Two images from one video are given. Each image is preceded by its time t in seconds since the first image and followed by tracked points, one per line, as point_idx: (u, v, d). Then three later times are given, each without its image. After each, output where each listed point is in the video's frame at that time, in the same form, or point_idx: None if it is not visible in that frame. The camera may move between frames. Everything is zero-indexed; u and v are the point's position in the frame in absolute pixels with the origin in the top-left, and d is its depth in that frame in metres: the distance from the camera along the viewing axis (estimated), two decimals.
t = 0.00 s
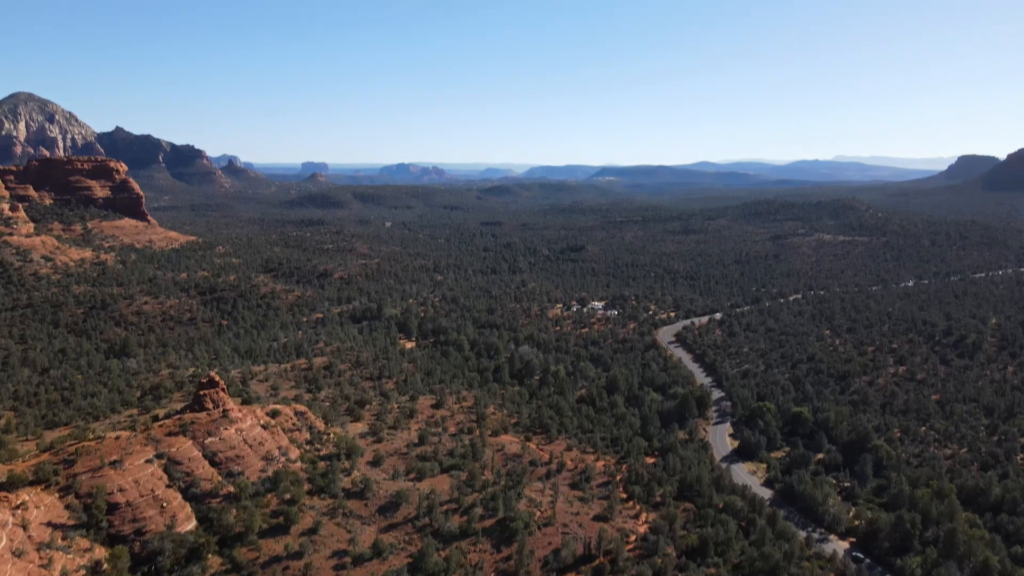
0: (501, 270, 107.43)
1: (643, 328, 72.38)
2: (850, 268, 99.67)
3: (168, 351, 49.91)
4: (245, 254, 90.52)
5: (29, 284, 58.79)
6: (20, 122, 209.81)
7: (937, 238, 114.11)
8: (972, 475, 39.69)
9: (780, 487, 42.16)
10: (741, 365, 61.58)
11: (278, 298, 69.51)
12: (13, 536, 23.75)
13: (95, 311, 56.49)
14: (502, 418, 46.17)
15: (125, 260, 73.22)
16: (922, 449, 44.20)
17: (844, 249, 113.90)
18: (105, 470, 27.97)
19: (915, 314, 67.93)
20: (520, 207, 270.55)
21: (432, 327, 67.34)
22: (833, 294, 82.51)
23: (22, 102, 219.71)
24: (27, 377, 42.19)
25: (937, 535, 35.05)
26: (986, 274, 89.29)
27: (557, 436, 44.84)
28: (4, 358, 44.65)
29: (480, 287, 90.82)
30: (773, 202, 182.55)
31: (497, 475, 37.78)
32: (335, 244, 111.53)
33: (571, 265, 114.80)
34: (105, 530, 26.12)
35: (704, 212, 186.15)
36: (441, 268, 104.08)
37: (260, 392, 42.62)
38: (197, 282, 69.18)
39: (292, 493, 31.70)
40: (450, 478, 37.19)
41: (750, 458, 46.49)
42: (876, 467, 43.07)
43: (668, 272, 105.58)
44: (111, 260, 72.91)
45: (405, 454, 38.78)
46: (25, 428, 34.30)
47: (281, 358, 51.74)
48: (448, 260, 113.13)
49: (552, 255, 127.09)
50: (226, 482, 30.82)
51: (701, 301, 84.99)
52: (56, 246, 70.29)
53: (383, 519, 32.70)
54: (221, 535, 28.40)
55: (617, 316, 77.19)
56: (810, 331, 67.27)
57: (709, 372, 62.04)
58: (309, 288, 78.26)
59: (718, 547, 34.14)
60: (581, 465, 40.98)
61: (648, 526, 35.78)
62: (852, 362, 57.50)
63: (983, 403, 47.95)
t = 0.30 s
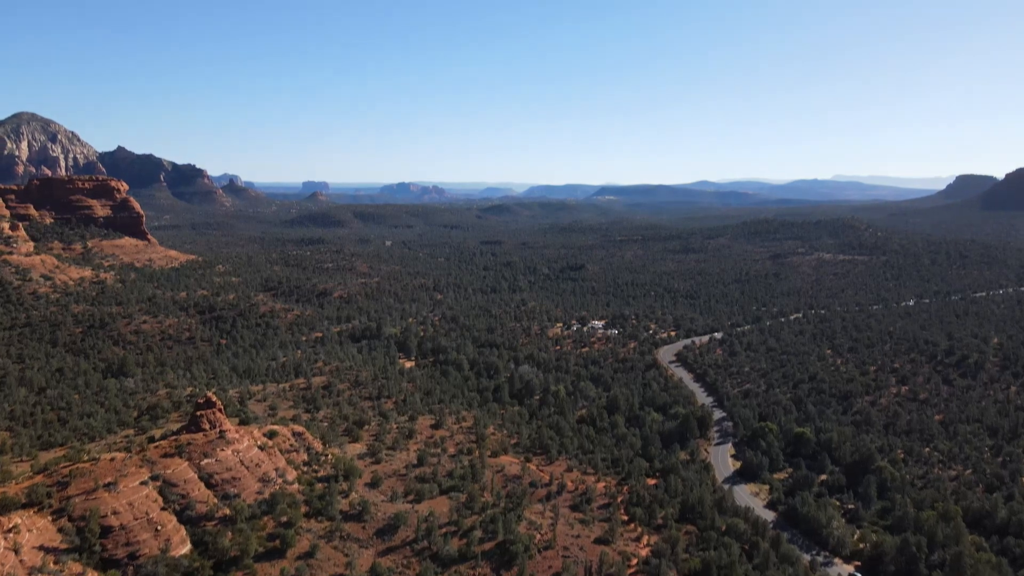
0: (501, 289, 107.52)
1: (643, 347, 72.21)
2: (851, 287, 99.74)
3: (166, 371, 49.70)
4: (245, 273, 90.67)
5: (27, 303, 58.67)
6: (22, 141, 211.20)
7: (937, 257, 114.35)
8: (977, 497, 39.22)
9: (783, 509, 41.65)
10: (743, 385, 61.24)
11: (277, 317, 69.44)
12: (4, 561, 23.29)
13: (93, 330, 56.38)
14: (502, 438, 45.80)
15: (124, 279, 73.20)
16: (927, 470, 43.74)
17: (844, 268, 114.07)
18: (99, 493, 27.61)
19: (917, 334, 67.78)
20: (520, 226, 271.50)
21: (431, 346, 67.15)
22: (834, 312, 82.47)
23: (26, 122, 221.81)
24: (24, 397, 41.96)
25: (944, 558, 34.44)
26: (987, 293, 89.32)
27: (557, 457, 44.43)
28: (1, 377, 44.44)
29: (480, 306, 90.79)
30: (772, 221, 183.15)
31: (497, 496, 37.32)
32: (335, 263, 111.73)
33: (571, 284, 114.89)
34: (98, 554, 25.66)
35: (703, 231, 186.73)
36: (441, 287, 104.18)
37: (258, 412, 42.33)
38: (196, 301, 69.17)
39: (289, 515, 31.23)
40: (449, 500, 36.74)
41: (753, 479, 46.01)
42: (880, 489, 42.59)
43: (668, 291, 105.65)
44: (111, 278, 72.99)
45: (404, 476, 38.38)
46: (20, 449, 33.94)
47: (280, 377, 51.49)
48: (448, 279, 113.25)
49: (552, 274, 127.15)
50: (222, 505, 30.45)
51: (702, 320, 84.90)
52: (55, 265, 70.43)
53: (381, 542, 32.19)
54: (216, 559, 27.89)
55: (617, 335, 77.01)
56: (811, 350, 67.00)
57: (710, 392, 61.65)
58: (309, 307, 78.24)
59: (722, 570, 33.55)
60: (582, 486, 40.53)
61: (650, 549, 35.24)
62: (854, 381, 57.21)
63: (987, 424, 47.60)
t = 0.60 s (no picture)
0: (501, 308, 107.44)
1: (644, 366, 71.89)
2: (851, 306, 99.65)
3: (164, 390, 49.41)
4: (245, 292, 90.66)
5: (26, 322, 58.54)
6: (25, 161, 212.68)
7: (937, 276, 114.41)
8: (983, 519, 38.70)
9: (786, 531, 41.12)
10: (744, 405, 60.82)
11: (276, 336, 69.25)
12: None
13: (91, 349, 56.16)
14: (502, 459, 45.37)
15: (123, 298, 73.17)
16: (931, 492, 43.24)
17: (845, 287, 114.06)
18: (93, 515, 27.21)
19: (919, 353, 67.51)
20: (521, 245, 272.36)
21: (431, 365, 66.82)
22: (835, 332, 82.27)
23: (29, 142, 223.54)
24: (20, 417, 41.63)
25: None
26: (988, 312, 89.22)
27: (558, 478, 44.00)
28: None
29: (480, 325, 90.62)
30: (772, 240, 183.63)
31: (497, 518, 36.80)
32: (335, 282, 111.82)
33: (571, 303, 114.83)
34: None
35: (703, 250, 187.17)
36: (441, 306, 104.12)
37: (255, 433, 41.96)
38: (195, 320, 69.03)
39: (285, 538, 30.65)
40: (447, 522, 36.23)
41: (755, 501, 45.48)
42: (885, 511, 42.04)
43: (669, 310, 105.54)
44: (110, 297, 72.93)
45: (402, 497, 37.90)
46: (14, 469, 33.56)
47: (278, 397, 51.16)
48: (448, 298, 113.23)
49: (552, 293, 127.13)
50: (217, 527, 30.02)
51: (702, 339, 84.66)
52: (55, 284, 70.42)
53: (379, 565, 31.59)
54: None
55: (618, 354, 76.70)
56: (813, 370, 66.67)
57: (711, 412, 61.21)
58: (308, 325, 78.08)
59: None
60: (583, 508, 40.04)
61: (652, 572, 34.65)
62: (856, 401, 56.82)
63: (991, 444, 47.17)
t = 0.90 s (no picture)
0: (501, 327, 107.30)
1: (644, 386, 71.57)
2: (852, 325, 99.52)
3: (162, 410, 49.09)
4: (244, 311, 90.59)
5: (24, 341, 58.34)
6: (27, 181, 213.94)
7: (938, 295, 114.46)
8: (989, 542, 38.17)
9: (789, 554, 40.53)
10: (746, 425, 60.39)
11: (275, 356, 69.07)
12: None
13: (89, 369, 55.94)
14: (502, 480, 44.92)
15: (122, 317, 73.06)
16: (936, 514, 42.74)
17: (845, 306, 114.05)
18: (86, 538, 26.79)
19: (921, 373, 67.24)
20: (521, 264, 272.90)
21: (430, 385, 66.49)
22: (836, 351, 82.03)
23: (32, 161, 225.08)
24: (15, 436, 41.30)
25: None
26: (989, 331, 89.08)
27: (558, 499, 43.54)
28: None
29: (480, 344, 90.44)
30: (772, 259, 184.05)
31: (496, 541, 36.28)
32: (335, 301, 111.77)
33: (571, 322, 114.74)
34: None
35: (703, 269, 187.37)
36: (440, 325, 104.03)
37: (253, 453, 41.62)
38: (194, 339, 68.83)
39: (282, 561, 29.94)
40: (447, 544, 35.69)
41: (758, 523, 44.90)
42: (890, 533, 41.49)
43: (669, 329, 105.40)
44: (109, 316, 72.84)
45: (401, 519, 37.45)
46: (8, 491, 33.16)
47: (276, 416, 50.85)
48: (448, 317, 113.19)
49: (552, 312, 127.01)
50: (212, 550, 29.39)
51: (703, 359, 84.40)
52: (54, 303, 70.39)
53: None
54: None
55: (618, 374, 76.38)
56: (815, 389, 66.31)
57: (713, 432, 60.71)
58: (308, 345, 77.90)
59: None
60: (584, 530, 39.52)
61: None
62: (859, 422, 56.45)
63: (996, 465, 46.77)
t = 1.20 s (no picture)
0: (501, 346, 107.04)
1: (645, 406, 71.16)
2: (853, 344, 99.27)
3: (159, 431, 48.74)
4: (244, 330, 90.43)
5: (22, 360, 58.06)
6: (28, 201, 214.86)
7: (938, 314, 114.43)
8: (996, 564, 37.61)
9: None
10: (748, 446, 59.93)
11: (274, 375, 68.76)
12: None
13: (87, 389, 55.65)
14: (501, 501, 44.45)
15: (121, 337, 72.84)
16: (942, 536, 42.18)
17: (846, 325, 113.94)
18: (78, 562, 26.39)
19: (923, 393, 66.88)
20: (521, 283, 273.20)
21: (430, 405, 66.07)
22: (838, 370, 81.68)
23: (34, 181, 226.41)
24: (10, 458, 40.93)
25: None
26: (991, 351, 88.86)
27: (559, 521, 43.04)
28: None
29: (480, 363, 90.11)
30: (772, 278, 184.31)
31: (496, 564, 35.74)
32: (335, 320, 111.64)
33: (572, 341, 114.48)
34: None
35: (703, 288, 187.44)
36: (440, 344, 103.76)
37: (250, 475, 41.24)
38: (192, 359, 68.53)
39: None
40: (445, 567, 35.15)
41: (761, 546, 44.27)
42: (895, 556, 40.90)
43: (669, 349, 105.12)
44: (108, 336, 72.65)
45: (399, 542, 36.94)
46: (2, 513, 32.76)
47: (274, 437, 50.47)
48: (447, 336, 112.95)
49: (552, 331, 126.79)
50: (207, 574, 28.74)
51: (704, 378, 84.01)
52: (52, 322, 70.25)
53: None
54: None
55: (619, 394, 75.98)
56: (817, 409, 65.89)
57: (715, 453, 60.18)
58: (307, 364, 77.58)
59: None
60: (584, 552, 38.97)
61: None
62: (861, 442, 56.03)
63: (1001, 487, 46.30)
